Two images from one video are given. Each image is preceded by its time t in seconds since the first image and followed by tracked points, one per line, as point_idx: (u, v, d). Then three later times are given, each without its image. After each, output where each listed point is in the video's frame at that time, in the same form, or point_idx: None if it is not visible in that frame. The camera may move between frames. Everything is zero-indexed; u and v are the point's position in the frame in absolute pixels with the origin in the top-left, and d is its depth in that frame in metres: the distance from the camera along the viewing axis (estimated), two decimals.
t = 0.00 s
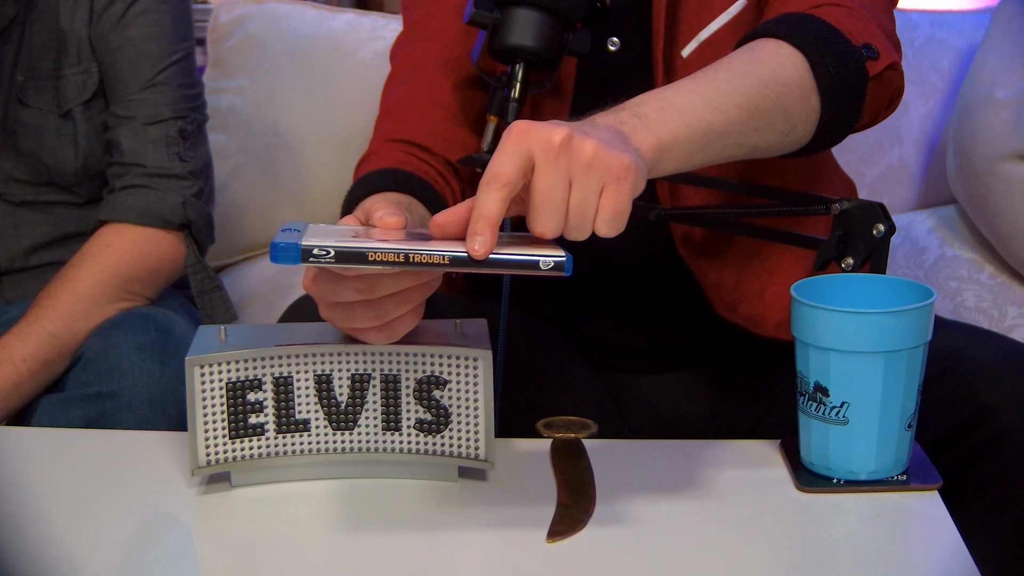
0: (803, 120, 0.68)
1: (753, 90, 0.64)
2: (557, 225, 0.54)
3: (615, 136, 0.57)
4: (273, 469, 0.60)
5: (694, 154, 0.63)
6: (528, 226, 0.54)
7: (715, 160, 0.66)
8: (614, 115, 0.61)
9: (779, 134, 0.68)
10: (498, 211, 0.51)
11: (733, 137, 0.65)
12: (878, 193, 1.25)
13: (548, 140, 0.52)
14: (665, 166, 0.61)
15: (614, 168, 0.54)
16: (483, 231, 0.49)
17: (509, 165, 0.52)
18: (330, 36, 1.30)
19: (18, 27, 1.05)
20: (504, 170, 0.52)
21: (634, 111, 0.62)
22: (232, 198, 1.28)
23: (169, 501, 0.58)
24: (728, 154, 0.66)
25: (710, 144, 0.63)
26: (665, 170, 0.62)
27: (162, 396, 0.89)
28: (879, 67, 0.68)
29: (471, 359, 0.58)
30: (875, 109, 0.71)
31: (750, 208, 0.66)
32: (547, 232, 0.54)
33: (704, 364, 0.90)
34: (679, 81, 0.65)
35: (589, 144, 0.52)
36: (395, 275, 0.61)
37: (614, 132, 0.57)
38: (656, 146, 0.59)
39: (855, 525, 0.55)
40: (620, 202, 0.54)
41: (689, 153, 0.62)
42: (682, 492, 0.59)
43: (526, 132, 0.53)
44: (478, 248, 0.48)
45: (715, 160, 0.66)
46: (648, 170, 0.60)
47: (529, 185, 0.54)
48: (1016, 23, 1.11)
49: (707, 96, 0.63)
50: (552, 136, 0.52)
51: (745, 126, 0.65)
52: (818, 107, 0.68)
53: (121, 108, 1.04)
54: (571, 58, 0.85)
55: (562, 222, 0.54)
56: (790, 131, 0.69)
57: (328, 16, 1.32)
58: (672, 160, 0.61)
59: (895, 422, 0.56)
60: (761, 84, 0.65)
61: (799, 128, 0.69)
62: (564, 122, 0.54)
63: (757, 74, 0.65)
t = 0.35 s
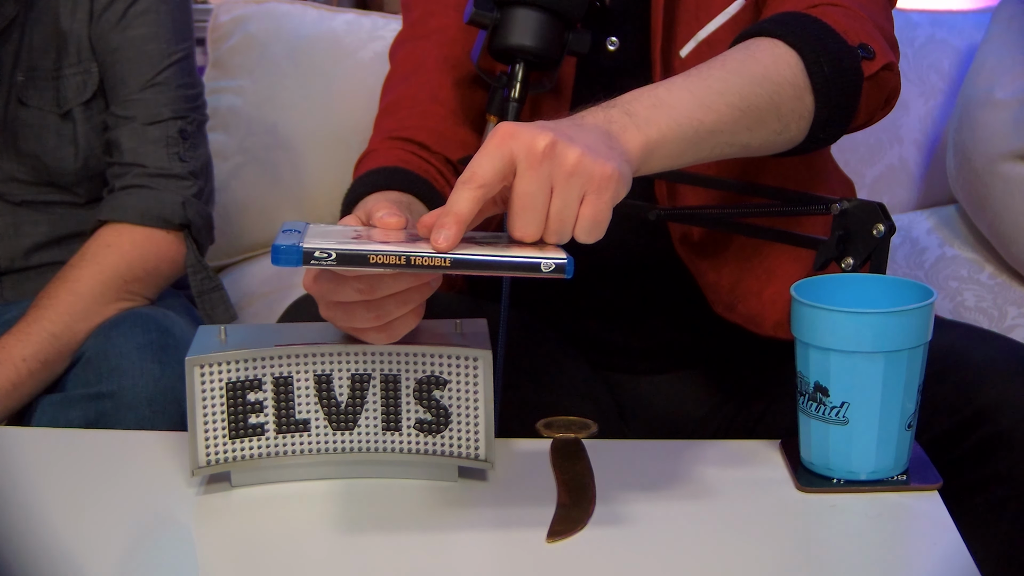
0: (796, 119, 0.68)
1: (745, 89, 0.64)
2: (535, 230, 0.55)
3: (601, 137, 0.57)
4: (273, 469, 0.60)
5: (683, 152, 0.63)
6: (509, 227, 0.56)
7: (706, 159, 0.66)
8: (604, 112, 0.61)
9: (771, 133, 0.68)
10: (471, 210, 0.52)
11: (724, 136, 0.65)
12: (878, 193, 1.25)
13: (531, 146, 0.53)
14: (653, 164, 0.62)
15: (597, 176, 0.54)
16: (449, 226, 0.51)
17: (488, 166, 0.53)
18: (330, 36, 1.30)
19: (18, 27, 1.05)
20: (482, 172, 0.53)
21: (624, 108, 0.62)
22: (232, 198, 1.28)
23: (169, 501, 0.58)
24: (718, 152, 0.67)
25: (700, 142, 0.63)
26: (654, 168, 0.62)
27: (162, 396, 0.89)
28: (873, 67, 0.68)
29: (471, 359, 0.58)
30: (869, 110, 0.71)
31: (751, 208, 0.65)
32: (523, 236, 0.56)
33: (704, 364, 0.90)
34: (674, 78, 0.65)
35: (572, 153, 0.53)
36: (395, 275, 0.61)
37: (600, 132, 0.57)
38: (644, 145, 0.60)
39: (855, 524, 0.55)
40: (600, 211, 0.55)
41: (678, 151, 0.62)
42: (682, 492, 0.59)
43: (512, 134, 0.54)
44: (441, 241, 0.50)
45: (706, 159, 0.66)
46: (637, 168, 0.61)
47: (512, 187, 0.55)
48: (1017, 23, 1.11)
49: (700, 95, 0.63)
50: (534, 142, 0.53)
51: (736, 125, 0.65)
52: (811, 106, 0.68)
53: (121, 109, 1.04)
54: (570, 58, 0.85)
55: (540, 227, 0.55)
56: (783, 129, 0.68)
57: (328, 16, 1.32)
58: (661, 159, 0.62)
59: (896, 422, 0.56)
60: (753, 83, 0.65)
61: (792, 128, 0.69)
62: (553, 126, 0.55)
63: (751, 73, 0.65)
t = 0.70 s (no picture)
0: (822, 118, 0.68)
1: (773, 87, 0.64)
2: (558, 219, 0.56)
3: (631, 132, 0.57)
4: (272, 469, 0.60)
5: (709, 148, 0.63)
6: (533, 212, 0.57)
7: (730, 154, 0.66)
8: (634, 103, 0.61)
9: (797, 132, 0.68)
10: (503, 201, 0.53)
11: (752, 132, 0.65)
12: (879, 192, 1.25)
13: (563, 138, 0.53)
14: (681, 157, 0.62)
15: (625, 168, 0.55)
16: (483, 220, 0.52)
17: (520, 157, 0.54)
18: (330, 36, 1.30)
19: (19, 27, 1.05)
20: (515, 164, 0.53)
21: (653, 100, 0.62)
22: (232, 198, 1.28)
23: (169, 501, 0.58)
24: (744, 147, 0.67)
25: (727, 137, 0.64)
26: (680, 162, 0.63)
27: (162, 396, 0.89)
28: (900, 68, 0.68)
29: (471, 359, 0.58)
30: (897, 112, 0.71)
31: (752, 208, 0.65)
32: (548, 223, 0.57)
33: (704, 364, 0.90)
34: (705, 73, 0.65)
35: (601, 148, 0.53)
36: (392, 275, 0.61)
37: (631, 126, 0.58)
38: (671, 140, 0.60)
39: (854, 524, 0.55)
40: (624, 206, 0.56)
41: (705, 146, 0.63)
42: (682, 492, 0.59)
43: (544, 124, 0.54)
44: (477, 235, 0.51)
45: (732, 154, 0.67)
46: (662, 162, 0.61)
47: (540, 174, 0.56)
48: (1016, 23, 1.11)
49: (728, 91, 0.63)
50: (566, 135, 0.53)
51: (764, 122, 0.65)
52: (838, 106, 0.68)
53: (121, 109, 1.04)
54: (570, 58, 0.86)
55: (563, 216, 0.57)
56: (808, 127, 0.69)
57: (327, 16, 1.32)
58: (688, 153, 0.62)
59: (895, 421, 0.56)
60: (782, 81, 0.65)
61: (819, 126, 0.69)
62: (583, 117, 0.55)
63: (779, 71, 0.65)
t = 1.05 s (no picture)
0: (861, 123, 0.68)
1: (810, 86, 0.65)
2: (560, 183, 0.60)
3: (654, 112, 0.59)
4: (273, 469, 0.60)
5: (737, 139, 0.65)
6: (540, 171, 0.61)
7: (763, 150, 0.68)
8: (667, 85, 0.62)
9: (833, 134, 0.68)
10: (516, 163, 0.58)
11: (783, 129, 0.66)
12: (879, 193, 1.25)
13: (582, 107, 0.56)
14: (709, 145, 0.64)
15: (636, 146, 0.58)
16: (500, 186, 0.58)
17: (541, 121, 0.57)
18: (330, 36, 1.30)
19: (20, 23, 1.05)
20: (535, 127, 0.57)
21: (686, 85, 0.63)
22: (232, 198, 1.28)
23: (169, 501, 0.58)
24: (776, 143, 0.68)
25: (759, 132, 0.65)
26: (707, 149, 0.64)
27: (162, 396, 0.89)
28: (948, 79, 0.68)
29: (471, 359, 0.58)
30: (943, 122, 0.71)
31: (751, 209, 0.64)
32: (551, 186, 0.60)
33: (704, 364, 0.90)
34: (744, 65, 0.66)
35: (616, 122, 0.56)
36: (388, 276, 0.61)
37: (655, 106, 0.60)
38: (696, 126, 0.62)
39: (854, 525, 0.55)
40: (627, 182, 0.58)
41: (732, 137, 0.64)
42: (681, 491, 0.59)
43: (568, 90, 0.57)
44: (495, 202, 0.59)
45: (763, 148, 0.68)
46: (685, 147, 0.63)
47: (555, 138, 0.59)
48: (1017, 24, 1.10)
49: (763, 86, 0.64)
50: (586, 104, 0.56)
51: (797, 121, 0.66)
52: (879, 111, 0.68)
53: (120, 103, 1.04)
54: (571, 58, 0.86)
55: (566, 181, 0.60)
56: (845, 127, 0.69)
57: (327, 16, 1.32)
58: (714, 141, 0.64)
59: (895, 422, 0.56)
60: (817, 82, 0.65)
61: (857, 130, 0.69)
62: (609, 88, 0.58)
63: (819, 71, 0.65)
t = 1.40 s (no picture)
0: (962, 143, 0.71)
1: (946, 88, 0.68)
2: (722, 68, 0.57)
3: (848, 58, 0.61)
4: (273, 469, 0.60)
5: (870, 108, 0.67)
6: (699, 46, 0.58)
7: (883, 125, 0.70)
8: (853, 41, 0.63)
9: (939, 139, 0.71)
10: (728, 37, 0.55)
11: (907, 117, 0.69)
12: (879, 193, 1.25)
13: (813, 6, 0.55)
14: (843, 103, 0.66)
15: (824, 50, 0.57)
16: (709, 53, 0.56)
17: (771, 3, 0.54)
18: (330, 36, 1.30)
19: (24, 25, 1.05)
20: (757, 9, 0.54)
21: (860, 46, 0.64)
22: (232, 198, 1.28)
23: (168, 501, 0.58)
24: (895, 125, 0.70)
25: (891, 108, 0.67)
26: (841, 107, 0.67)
27: (162, 396, 0.89)
28: None
29: (471, 359, 0.58)
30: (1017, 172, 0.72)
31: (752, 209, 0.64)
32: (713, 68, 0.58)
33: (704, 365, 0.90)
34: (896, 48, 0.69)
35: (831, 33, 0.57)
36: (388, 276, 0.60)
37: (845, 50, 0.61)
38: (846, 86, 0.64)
39: (854, 525, 0.55)
40: (812, 89, 0.57)
41: (871, 104, 0.66)
42: (681, 491, 0.59)
43: None
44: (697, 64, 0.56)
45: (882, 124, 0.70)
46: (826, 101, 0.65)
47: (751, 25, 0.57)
48: (1017, 23, 1.11)
49: (914, 70, 0.67)
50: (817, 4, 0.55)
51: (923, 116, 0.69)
52: (982, 140, 0.71)
53: (123, 106, 1.04)
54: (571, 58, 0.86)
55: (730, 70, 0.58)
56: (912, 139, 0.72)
57: (328, 16, 1.32)
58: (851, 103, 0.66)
59: (895, 422, 0.56)
60: (950, 88, 0.68)
61: (960, 148, 0.72)
62: None
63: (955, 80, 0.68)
